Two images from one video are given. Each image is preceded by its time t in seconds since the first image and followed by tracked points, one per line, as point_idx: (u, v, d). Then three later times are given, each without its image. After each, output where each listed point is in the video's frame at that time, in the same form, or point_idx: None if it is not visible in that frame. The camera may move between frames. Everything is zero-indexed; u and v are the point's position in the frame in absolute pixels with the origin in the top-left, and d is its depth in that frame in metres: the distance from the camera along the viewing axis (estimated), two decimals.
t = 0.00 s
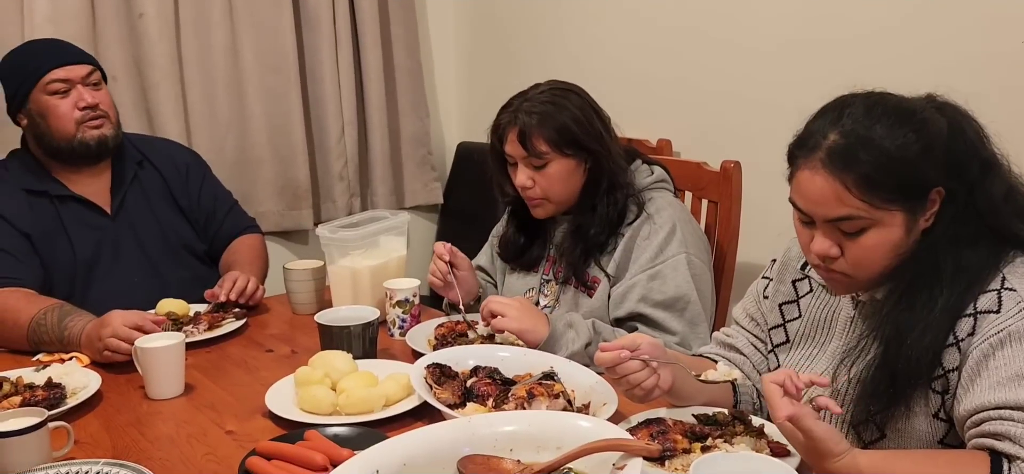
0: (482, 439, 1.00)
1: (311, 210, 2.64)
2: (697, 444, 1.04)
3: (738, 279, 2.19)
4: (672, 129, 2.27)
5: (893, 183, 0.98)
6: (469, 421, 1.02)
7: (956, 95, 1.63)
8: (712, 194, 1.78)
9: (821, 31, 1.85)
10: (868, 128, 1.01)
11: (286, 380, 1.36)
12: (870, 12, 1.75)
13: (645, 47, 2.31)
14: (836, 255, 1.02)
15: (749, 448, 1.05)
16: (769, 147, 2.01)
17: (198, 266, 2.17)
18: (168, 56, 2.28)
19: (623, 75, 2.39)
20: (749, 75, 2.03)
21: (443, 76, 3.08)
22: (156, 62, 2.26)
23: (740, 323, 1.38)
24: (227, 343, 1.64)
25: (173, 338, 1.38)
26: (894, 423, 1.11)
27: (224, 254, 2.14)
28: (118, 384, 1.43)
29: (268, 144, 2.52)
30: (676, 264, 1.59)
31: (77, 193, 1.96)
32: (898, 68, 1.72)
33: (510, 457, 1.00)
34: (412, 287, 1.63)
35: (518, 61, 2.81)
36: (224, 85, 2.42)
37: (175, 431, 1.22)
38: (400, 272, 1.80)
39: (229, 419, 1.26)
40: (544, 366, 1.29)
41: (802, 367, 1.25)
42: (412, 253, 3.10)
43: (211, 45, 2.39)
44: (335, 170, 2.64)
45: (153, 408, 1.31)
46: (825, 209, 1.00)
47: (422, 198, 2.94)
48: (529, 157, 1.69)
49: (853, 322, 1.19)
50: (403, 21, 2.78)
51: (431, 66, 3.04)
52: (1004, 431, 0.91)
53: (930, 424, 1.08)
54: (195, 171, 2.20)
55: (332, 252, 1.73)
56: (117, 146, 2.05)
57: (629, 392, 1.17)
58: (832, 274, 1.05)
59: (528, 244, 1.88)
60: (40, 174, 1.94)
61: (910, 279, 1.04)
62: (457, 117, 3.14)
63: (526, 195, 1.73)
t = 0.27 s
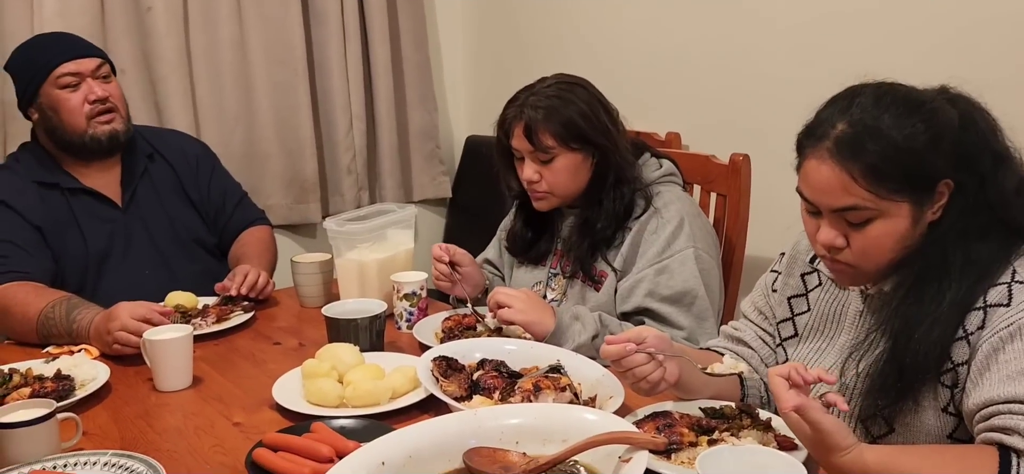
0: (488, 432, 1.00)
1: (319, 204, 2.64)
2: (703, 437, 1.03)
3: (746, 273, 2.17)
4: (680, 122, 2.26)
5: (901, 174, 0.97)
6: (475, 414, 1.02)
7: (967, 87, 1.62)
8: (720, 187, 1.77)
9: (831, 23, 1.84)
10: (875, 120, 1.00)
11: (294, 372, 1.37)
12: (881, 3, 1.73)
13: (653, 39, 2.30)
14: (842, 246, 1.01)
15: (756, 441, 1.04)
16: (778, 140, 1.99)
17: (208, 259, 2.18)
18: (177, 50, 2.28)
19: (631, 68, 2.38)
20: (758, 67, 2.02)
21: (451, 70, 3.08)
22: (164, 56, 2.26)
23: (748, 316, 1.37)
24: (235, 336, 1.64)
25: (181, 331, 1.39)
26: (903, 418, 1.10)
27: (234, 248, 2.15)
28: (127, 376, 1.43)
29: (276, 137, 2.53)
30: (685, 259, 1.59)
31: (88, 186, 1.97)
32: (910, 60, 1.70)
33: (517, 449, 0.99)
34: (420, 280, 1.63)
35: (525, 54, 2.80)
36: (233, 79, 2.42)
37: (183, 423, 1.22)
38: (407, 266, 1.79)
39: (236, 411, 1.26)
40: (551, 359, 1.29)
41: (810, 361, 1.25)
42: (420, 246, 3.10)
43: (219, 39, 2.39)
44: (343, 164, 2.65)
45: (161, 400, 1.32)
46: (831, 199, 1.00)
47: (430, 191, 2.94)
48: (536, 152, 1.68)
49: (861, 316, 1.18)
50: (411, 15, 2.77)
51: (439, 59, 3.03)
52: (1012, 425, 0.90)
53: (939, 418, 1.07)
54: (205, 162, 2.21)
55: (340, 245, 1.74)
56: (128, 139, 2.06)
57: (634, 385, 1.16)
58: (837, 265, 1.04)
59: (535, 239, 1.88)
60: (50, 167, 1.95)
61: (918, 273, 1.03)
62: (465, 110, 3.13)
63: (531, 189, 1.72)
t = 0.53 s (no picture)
0: (493, 424, 1.01)
1: (327, 198, 2.65)
2: (708, 430, 1.03)
3: (754, 267, 2.17)
4: (688, 116, 2.25)
5: (892, 155, 0.98)
6: (480, 406, 1.02)
7: (977, 80, 1.60)
8: (727, 181, 1.77)
9: (839, 16, 1.83)
10: (878, 99, 1.00)
11: (301, 365, 1.37)
12: None
13: (661, 33, 2.29)
14: (828, 221, 1.03)
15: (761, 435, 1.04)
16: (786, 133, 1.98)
17: (216, 251, 2.19)
18: (185, 44, 2.29)
19: (639, 62, 2.37)
20: (766, 61, 2.01)
21: (459, 64, 3.08)
22: (173, 50, 2.27)
23: (755, 310, 1.36)
24: (243, 329, 1.65)
25: (189, 323, 1.39)
26: (907, 413, 1.09)
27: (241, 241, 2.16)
28: (135, 369, 1.44)
29: (284, 132, 2.54)
30: (690, 252, 1.58)
31: (95, 181, 1.98)
32: (919, 53, 1.69)
33: (521, 442, 1.00)
34: (426, 274, 1.63)
35: (533, 48, 2.80)
36: (241, 73, 2.43)
37: (191, 414, 1.23)
38: (414, 259, 1.80)
39: (244, 403, 1.27)
40: (556, 353, 1.29)
41: (813, 355, 1.24)
42: (427, 241, 3.11)
43: (227, 34, 2.40)
44: (351, 158, 2.65)
45: (169, 392, 1.33)
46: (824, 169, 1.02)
47: (438, 186, 2.94)
48: (541, 145, 1.68)
49: (865, 311, 1.18)
50: (419, 10, 2.77)
51: (447, 54, 3.03)
52: (1014, 420, 0.90)
53: (943, 413, 1.06)
54: (210, 155, 2.22)
55: (347, 239, 1.74)
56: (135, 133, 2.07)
57: (638, 378, 1.16)
58: (826, 242, 1.06)
59: (542, 232, 1.87)
60: (57, 161, 1.96)
61: (919, 269, 1.02)
62: (473, 105, 3.13)
63: (538, 184, 1.72)
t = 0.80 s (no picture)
0: (498, 418, 1.01)
1: (335, 194, 2.65)
2: (714, 425, 1.03)
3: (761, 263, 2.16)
4: (696, 112, 2.25)
5: (890, 143, 0.99)
6: (485, 401, 1.02)
7: (987, 75, 1.59)
8: (734, 177, 1.76)
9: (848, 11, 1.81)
10: (882, 89, 1.02)
11: (309, 360, 1.38)
12: None
13: (669, 28, 2.28)
14: (824, 204, 1.05)
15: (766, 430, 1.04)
16: (794, 129, 1.98)
17: (225, 247, 2.20)
18: (195, 40, 2.30)
19: (648, 57, 2.37)
20: (774, 56, 2.00)
21: (467, 60, 3.08)
22: (183, 46, 2.28)
23: (761, 305, 1.35)
24: (252, 323, 1.66)
25: (198, 317, 1.40)
26: (907, 410, 1.08)
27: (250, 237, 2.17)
28: (145, 362, 1.45)
29: (293, 127, 2.54)
30: (696, 247, 1.58)
31: (105, 176, 2.00)
32: (928, 48, 1.68)
33: (526, 436, 1.00)
34: (434, 269, 1.64)
35: (541, 44, 2.80)
36: (250, 69, 2.44)
37: (199, 408, 1.24)
38: (422, 254, 1.80)
39: (251, 397, 1.27)
40: (563, 347, 1.29)
41: (818, 351, 1.23)
42: (436, 236, 3.11)
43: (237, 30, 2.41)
44: (360, 154, 2.66)
45: (178, 385, 1.34)
46: (824, 150, 1.04)
47: (446, 182, 2.94)
48: (547, 141, 1.68)
49: (868, 307, 1.17)
50: (428, 6, 2.78)
51: (455, 50, 3.04)
52: (1015, 417, 0.89)
53: (944, 408, 1.06)
54: (220, 152, 2.23)
55: (354, 235, 1.75)
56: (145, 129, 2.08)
57: (642, 371, 1.16)
58: (824, 229, 1.08)
59: (549, 227, 1.88)
60: (67, 157, 1.97)
61: (920, 264, 1.02)
62: (481, 101, 3.14)
63: (543, 179, 1.72)
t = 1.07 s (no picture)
0: (505, 415, 1.01)
1: (346, 192, 2.67)
2: (720, 422, 1.03)
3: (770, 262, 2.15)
4: (706, 110, 2.24)
5: (898, 141, 0.99)
6: (493, 397, 1.03)
7: (999, 74, 1.58)
8: (742, 176, 1.76)
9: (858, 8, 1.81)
10: (892, 86, 1.02)
11: (318, 356, 1.39)
12: None
13: (679, 27, 2.28)
14: (831, 201, 1.05)
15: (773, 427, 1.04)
16: (804, 128, 1.97)
17: (235, 246, 2.22)
18: (207, 39, 2.32)
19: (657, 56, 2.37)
20: (784, 54, 1.99)
21: (477, 59, 3.09)
22: (195, 46, 2.30)
23: (769, 304, 1.36)
24: (262, 320, 1.67)
25: (209, 314, 1.42)
26: (911, 408, 1.07)
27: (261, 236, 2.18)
28: (156, 358, 1.47)
29: (304, 126, 2.56)
30: (703, 245, 1.58)
31: (119, 176, 2.02)
32: (939, 46, 1.67)
33: (533, 432, 1.01)
34: (443, 267, 1.65)
35: (551, 43, 2.80)
36: (262, 68, 2.46)
37: (210, 403, 1.25)
38: (431, 252, 1.81)
39: (261, 393, 1.29)
40: (570, 345, 1.30)
41: (824, 349, 1.23)
42: (445, 235, 3.12)
43: (248, 29, 2.43)
44: (370, 152, 2.67)
45: (190, 381, 1.35)
46: (833, 147, 1.04)
47: (456, 181, 2.95)
48: (545, 129, 1.70)
49: (874, 305, 1.17)
50: (438, 5, 2.79)
51: (466, 49, 3.04)
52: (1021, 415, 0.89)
53: (950, 407, 1.05)
54: (232, 151, 2.25)
55: (364, 232, 1.76)
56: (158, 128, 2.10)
57: (648, 368, 1.17)
58: (829, 227, 1.07)
59: (555, 217, 1.87)
60: (81, 155, 1.99)
61: (925, 263, 1.02)
62: (491, 100, 3.14)
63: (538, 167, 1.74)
